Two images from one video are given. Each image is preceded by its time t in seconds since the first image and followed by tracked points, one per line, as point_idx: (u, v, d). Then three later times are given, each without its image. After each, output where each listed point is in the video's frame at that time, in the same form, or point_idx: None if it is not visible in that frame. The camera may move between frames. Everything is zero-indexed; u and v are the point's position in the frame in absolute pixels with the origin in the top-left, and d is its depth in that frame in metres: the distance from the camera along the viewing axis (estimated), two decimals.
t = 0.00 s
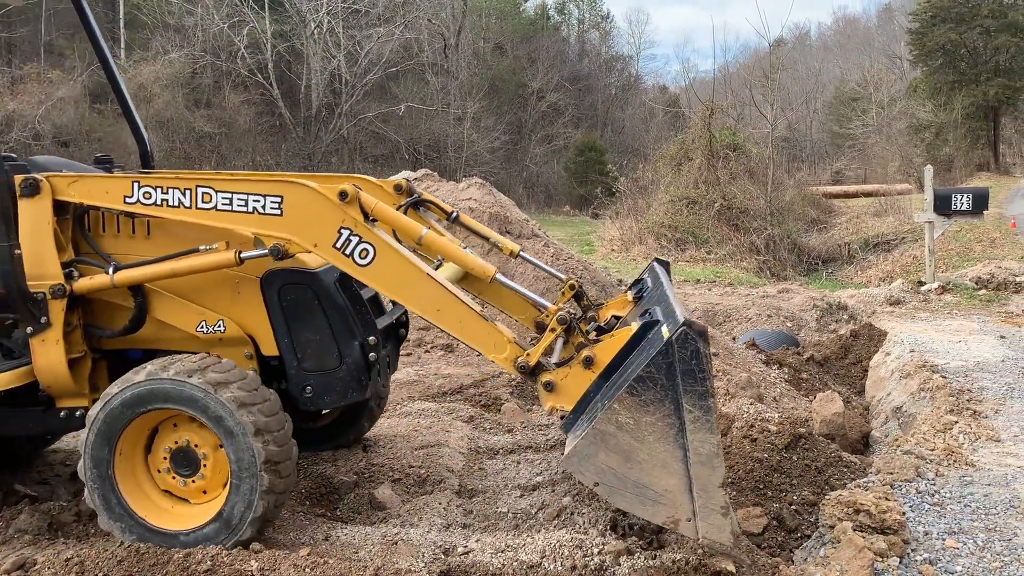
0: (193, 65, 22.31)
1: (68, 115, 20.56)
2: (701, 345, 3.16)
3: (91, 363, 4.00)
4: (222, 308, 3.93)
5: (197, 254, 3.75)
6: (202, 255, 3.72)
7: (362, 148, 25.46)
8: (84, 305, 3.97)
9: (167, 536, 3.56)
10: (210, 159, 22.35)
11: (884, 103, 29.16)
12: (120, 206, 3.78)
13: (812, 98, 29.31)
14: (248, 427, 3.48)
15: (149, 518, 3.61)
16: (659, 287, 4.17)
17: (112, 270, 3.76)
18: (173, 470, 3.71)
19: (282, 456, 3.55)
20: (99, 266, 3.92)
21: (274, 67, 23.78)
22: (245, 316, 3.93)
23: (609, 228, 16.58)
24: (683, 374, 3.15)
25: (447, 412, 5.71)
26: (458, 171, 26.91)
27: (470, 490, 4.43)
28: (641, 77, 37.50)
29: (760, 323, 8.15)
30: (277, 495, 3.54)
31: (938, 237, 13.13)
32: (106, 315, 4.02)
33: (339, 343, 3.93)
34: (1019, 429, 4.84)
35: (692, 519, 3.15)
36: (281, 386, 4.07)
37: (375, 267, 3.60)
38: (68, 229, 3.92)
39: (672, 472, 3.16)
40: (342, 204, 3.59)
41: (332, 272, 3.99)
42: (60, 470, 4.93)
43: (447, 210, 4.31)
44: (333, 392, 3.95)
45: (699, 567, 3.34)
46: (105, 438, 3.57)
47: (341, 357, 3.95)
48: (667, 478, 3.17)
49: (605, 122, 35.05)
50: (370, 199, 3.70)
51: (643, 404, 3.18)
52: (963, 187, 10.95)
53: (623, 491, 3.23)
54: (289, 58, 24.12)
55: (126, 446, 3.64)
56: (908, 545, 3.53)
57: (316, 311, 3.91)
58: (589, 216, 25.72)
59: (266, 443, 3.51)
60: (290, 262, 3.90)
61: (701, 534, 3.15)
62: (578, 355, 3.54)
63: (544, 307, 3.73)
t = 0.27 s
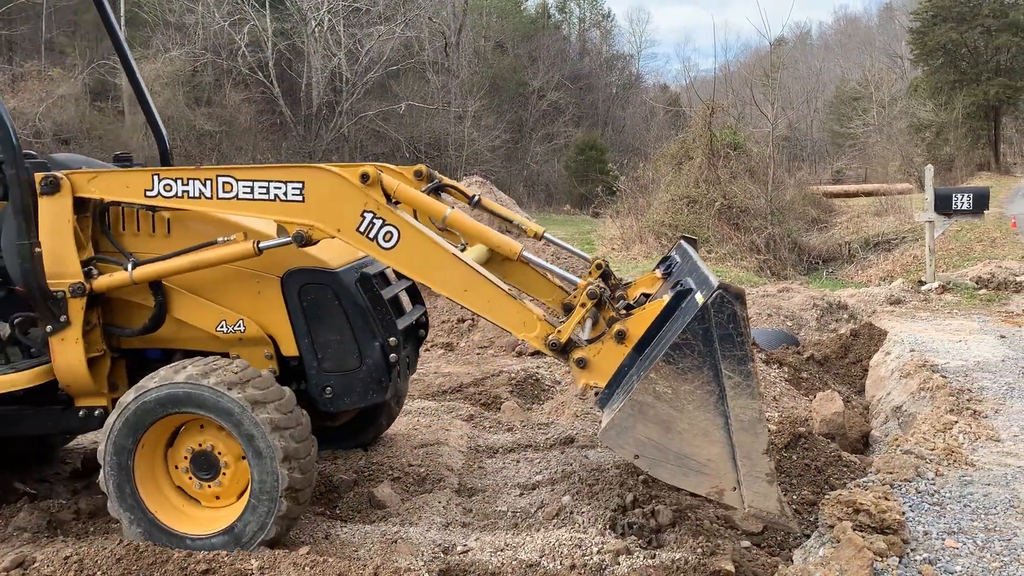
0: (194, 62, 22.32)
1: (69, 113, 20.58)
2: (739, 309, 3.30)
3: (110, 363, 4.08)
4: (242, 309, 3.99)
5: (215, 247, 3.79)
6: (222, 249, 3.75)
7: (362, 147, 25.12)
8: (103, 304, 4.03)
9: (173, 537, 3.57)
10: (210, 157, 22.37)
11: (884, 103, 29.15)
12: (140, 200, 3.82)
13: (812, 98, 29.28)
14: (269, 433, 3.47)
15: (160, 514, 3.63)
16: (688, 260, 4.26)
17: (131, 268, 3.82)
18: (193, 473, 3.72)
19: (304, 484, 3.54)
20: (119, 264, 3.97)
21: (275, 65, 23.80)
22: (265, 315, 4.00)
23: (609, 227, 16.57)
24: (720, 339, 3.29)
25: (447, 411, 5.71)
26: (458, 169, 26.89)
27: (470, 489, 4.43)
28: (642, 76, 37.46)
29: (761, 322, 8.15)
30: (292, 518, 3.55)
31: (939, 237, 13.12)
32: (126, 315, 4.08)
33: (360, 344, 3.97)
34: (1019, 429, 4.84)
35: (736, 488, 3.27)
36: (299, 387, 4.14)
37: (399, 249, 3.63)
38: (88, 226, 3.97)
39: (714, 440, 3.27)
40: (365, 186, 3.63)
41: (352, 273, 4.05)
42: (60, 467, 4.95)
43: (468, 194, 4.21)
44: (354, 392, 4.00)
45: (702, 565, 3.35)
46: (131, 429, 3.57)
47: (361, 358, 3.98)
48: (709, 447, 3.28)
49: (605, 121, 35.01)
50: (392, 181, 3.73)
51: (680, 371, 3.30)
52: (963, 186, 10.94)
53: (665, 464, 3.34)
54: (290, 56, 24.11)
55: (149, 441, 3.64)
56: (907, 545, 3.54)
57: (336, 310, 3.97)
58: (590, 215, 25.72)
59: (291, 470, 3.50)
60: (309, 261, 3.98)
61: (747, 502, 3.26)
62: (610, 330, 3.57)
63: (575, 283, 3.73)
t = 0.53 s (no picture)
0: (193, 61, 22.31)
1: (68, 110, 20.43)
2: (751, 315, 3.25)
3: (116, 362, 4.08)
4: (249, 309, 4.00)
5: (223, 247, 3.80)
6: (229, 248, 3.74)
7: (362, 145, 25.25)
8: (110, 303, 4.04)
9: (173, 536, 3.57)
10: (209, 155, 22.35)
11: (883, 103, 29.19)
12: (147, 199, 3.82)
13: (811, 97, 29.32)
14: (277, 438, 3.47)
15: (162, 513, 3.63)
16: (698, 262, 4.26)
17: (137, 267, 3.83)
18: (198, 475, 3.71)
19: (310, 495, 3.56)
20: (125, 264, 3.97)
21: (274, 64, 23.79)
22: (271, 316, 4.00)
23: (608, 227, 16.57)
24: (733, 345, 3.24)
25: (445, 409, 5.71)
26: (458, 168, 26.91)
27: (468, 488, 4.43)
28: (642, 75, 37.46)
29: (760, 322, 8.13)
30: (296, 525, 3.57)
31: (938, 237, 13.13)
32: (132, 313, 4.09)
33: (367, 345, 3.97)
34: (1018, 429, 4.83)
35: (746, 495, 3.23)
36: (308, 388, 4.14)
37: (407, 251, 3.64)
38: (94, 225, 3.97)
39: (725, 447, 3.24)
40: (373, 187, 3.63)
41: (359, 273, 4.06)
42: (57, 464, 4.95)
43: (476, 195, 4.20)
44: (360, 395, 4.00)
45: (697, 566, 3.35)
46: (140, 426, 3.57)
47: (369, 360, 3.98)
48: (720, 454, 3.25)
49: (605, 120, 35.01)
50: (400, 181, 3.74)
51: (691, 376, 3.26)
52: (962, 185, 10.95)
53: (673, 470, 3.31)
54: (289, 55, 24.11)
55: (156, 440, 3.64)
56: (905, 545, 3.54)
57: (343, 312, 3.97)
58: (589, 214, 25.73)
59: (299, 481, 3.51)
60: (316, 262, 3.99)
61: (756, 509, 3.22)
62: (619, 333, 3.57)
63: (582, 284, 3.73)
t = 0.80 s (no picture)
0: (192, 61, 22.32)
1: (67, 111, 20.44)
2: (752, 314, 3.26)
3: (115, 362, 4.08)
4: (249, 310, 4.00)
5: (223, 247, 3.80)
6: (229, 248, 3.74)
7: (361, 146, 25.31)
8: (110, 304, 4.04)
9: (171, 537, 3.57)
10: (208, 156, 22.36)
11: (882, 104, 29.19)
12: (146, 199, 3.82)
13: (810, 98, 29.32)
14: (278, 439, 3.47)
15: (161, 513, 3.63)
16: (698, 262, 4.27)
17: (137, 267, 3.83)
18: (198, 475, 3.71)
19: (310, 499, 3.57)
20: (125, 264, 3.97)
21: (273, 64, 23.79)
22: (271, 317, 4.00)
23: (607, 227, 16.58)
24: (733, 344, 3.25)
25: (444, 410, 5.71)
26: (456, 169, 26.92)
27: (466, 489, 4.43)
28: (641, 76, 37.48)
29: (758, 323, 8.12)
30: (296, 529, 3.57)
31: (936, 238, 13.13)
32: (132, 314, 4.09)
33: (367, 346, 3.97)
34: (1016, 430, 4.84)
35: (747, 495, 3.21)
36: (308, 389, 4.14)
37: (407, 252, 3.64)
38: (94, 226, 3.97)
39: (726, 447, 3.23)
40: (373, 187, 3.63)
41: (359, 273, 4.06)
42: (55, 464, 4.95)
43: (476, 195, 4.19)
44: (360, 395, 4.00)
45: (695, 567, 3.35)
46: (141, 426, 3.56)
47: (369, 360, 3.98)
48: (720, 453, 3.24)
49: (603, 121, 35.06)
50: (400, 181, 3.74)
51: (692, 375, 3.26)
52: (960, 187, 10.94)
53: (674, 470, 3.29)
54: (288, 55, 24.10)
55: (156, 440, 3.64)
56: (903, 546, 3.55)
57: (344, 312, 3.97)
58: (588, 215, 25.74)
59: (299, 485, 3.51)
60: (316, 263, 3.99)
61: (758, 509, 3.20)
62: (619, 333, 3.57)
63: (583, 284, 3.73)
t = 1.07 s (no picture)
0: (191, 64, 22.33)
1: (66, 113, 20.47)
2: (751, 319, 3.27)
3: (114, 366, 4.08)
4: (249, 313, 4.00)
5: (223, 250, 3.81)
6: (228, 251, 3.75)
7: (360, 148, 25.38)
8: (109, 306, 4.04)
9: (170, 539, 3.57)
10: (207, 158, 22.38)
11: (881, 107, 29.22)
12: (147, 202, 3.82)
13: (809, 101, 29.34)
14: (277, 442, 3.47)
15: (160, 516, 3.63)
16: (697, 267, 4.28)
17: (137, 270, 3.83)
18: (197, 478, 3.71)
19: (309, 503, 3.56)
20: (124, 267, 3.97)
21: (272, 67, 23.81)
22: (271, 320, 4.00)
23: (606, 230, 16.58)
24: (733, 349, 3.26)
25: (442, 413, 5.71)
26: (456, 171, 26.93)
27: (465, 492, 4.43)
28: (640, 79, 37.52)
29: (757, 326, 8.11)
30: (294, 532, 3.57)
31: (934, 241, 13.14)
32: (131, 317, 4.09)
33: (367, 349, 3.98)
34: (1014, 433, 4.84)
35: (744, 500, 3.23)
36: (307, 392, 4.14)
37: (407, 255, 3.64)
38: (94, 229, 3.98)
39: (724, 451, 3.24)
40: (372, 190, 3.64)
41: (359, 277, 4.08)
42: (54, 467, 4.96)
43: (476, 198, 4.20)
44: (359, 398, 4.00)
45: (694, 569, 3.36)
46: (140, 429, 3.57)
47: (368, 363, 3.99)
48: (718, 458, 3.25)
49: (603, 124, 35.10)
50: (399, 185, 3.75)
51: (691, 380, 3.27)
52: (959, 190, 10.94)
53: (673, 474, 3.30)
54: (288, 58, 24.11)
55: (156, 443, 3.64)
56: (901, 549, 3.55)
57: (343, 316, 3.98)
58: (586, 218, 25.75)
59: (299, 488, 3.51)
60: (316, 266, 4.00)
61: (755, 514, 3.22)
62: (619, 337, 3.58)
63: (583, 288, 3.74)
